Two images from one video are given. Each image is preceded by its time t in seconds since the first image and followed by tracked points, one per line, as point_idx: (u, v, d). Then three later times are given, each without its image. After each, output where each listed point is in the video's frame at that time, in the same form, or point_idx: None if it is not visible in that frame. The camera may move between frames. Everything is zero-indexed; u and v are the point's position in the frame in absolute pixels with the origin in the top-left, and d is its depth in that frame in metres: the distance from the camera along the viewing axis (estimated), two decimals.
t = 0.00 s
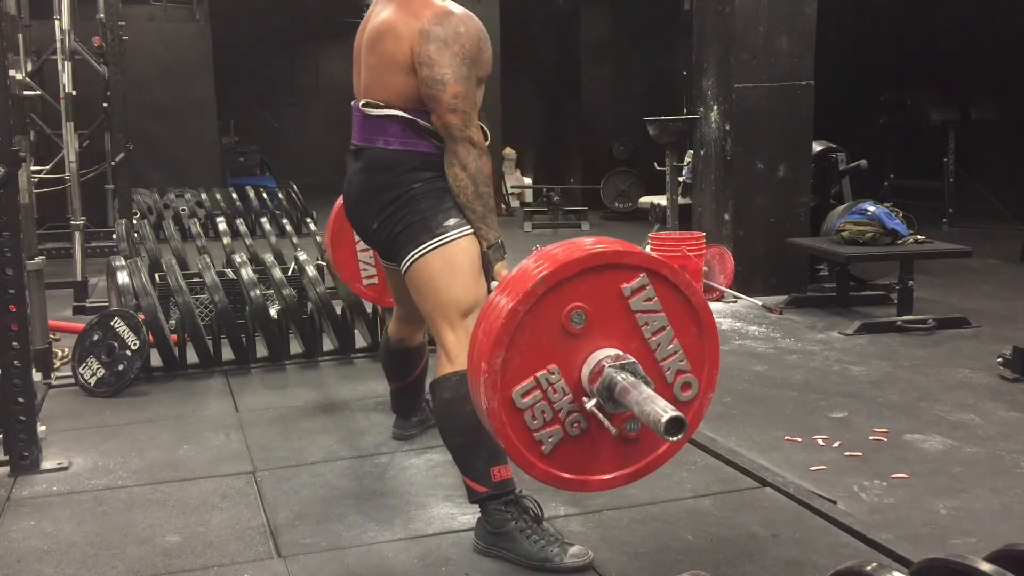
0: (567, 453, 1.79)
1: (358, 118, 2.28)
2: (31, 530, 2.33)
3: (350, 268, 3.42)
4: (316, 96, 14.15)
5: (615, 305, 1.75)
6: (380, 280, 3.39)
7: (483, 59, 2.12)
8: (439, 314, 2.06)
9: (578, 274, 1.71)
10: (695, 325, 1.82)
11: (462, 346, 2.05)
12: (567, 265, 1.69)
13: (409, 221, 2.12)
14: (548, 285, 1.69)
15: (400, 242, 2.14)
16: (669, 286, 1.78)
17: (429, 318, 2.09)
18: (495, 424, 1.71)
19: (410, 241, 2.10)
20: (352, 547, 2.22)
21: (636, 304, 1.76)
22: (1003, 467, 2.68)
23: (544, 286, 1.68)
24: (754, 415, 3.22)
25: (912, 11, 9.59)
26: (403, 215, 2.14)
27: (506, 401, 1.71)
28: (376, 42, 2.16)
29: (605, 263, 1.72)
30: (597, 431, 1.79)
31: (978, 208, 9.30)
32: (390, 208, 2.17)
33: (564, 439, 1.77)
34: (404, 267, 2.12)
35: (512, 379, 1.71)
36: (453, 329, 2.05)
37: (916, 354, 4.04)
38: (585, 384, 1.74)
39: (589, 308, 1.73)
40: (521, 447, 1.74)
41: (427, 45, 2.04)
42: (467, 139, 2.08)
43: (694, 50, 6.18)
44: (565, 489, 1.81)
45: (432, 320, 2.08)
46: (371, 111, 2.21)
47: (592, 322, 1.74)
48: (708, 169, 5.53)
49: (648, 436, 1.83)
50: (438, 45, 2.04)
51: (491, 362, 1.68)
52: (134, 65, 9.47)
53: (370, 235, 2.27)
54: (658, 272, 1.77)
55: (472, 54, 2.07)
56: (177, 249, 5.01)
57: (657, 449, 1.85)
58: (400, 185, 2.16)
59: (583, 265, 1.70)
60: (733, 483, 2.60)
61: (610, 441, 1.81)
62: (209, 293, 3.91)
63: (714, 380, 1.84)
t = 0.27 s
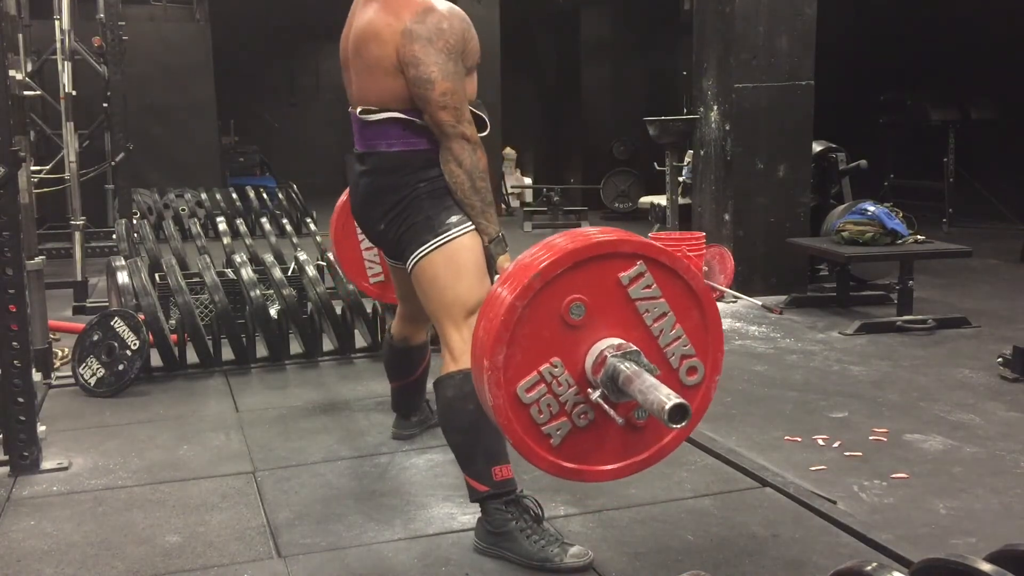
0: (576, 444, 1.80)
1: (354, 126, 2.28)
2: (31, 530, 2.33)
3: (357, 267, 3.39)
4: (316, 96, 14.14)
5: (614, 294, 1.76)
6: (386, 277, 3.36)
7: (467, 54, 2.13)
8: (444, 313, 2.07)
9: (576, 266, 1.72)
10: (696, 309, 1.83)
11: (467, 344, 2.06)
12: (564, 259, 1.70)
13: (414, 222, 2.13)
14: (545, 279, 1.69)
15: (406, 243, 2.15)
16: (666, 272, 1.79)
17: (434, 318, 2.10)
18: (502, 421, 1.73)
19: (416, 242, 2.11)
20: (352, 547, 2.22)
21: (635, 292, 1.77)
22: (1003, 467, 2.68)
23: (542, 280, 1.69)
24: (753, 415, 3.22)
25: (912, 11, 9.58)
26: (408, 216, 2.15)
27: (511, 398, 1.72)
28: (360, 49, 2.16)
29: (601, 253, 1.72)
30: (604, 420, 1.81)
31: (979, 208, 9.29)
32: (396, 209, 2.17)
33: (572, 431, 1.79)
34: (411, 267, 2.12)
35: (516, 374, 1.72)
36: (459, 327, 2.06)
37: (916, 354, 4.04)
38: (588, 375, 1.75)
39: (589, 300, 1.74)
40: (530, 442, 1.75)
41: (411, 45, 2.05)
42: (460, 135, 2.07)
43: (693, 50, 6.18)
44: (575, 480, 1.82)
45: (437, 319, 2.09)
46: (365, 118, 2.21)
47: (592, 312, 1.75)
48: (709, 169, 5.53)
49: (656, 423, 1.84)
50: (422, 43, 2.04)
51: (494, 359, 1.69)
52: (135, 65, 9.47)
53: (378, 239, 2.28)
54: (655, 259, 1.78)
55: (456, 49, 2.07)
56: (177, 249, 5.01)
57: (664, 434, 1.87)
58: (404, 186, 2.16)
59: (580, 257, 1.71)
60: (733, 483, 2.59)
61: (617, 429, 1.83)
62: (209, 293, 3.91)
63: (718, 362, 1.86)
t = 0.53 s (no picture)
0: (587, 441, 1.81)
1: (355, 131, 2.28)
2: (31, 530, 2.33)
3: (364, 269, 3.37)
4: (316, 96, 14.13)
5: (615, 291, 1.76)
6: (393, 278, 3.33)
7: (456, 52, 2.13)
8: (450, 313, 2.07)
9: (575, 266, 1.72)
10: (700, 301, 1.83)
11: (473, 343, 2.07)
12: (564, 259, 1.70)
13: (420, 222, 2.13)
14: (545, 281, 1.70)
15: (412, 245, 2.14)
16: (668, 266, 1.79)
17: (440, 318, 2.10)
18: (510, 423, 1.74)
19: (421, 243, 2.10)
20: (352, 547, 2.22)
21: (637, 288, 1.77)
22: (1003, 467, 2.68)
23: (542, 282, 1.70)
24: (753, 415, 3.22)
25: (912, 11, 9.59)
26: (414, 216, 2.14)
27: (518, 400, 1.73)
28: (349, 57, 2.16)
29: (600, 252, 1.73)
30: (613, 416, 1.82)
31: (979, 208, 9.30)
32: (401, 210, 2.17)
33: (582, 429, 1.80)
34: (416, 268, 2.12)
35: (522, 377, 1.73)
36: (465, 326, 2.07)
37: (916, 354, 4.04)
38: (594, 373, 1.75)
39: (590, 299, 1.75)
40: (539, 442, 1.76)
41: (400, 49, 2.05)
42: (456, 136, 2.07)
43: (693, 51, 6.18)
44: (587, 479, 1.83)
45: (444, 320, 2.09)
46: (365, 123, 2.21)
47: (594, 311, 1.75)
48: (709, 169, 5.53)
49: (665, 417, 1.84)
50: (411, 47, 2.04)
51: (499, 362, 1.70)
52: (135, 66, 9.48)
53: (383, 242, 2.29)
54: (655, 254, 1.78)
55: (444, 50, 2.07)
56: (177, 249, 5.01)
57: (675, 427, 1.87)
58: (408, 186, 2.16)
59: (579, 257, 1.71)
60: (733, 483, 2.60)
61: (627, 424, 1.84)
62: (209, 293, 3.91)
63: (725, 352, 1.86)
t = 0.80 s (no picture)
0: (589, 445, 1.82)
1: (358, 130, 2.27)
2: (31, 530, 2.33)
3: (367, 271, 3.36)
4: (316, 96, 14.13)
5: (616, 296, 1.76)
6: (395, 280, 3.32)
7: (460, 54, 2.14)
8: (454, 314, 2.07)
9: (575, 271, 1.72)
10: (700, 303, 1.83)
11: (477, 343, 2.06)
12: (563, 264, 1.70)
13: (424, 222, 2.12)
14: (546, 287, 1.70)
15: (416, 245, 2.14)
16: (667, 269, 1.79)
17: (444, 319, 2.10)
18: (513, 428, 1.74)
19: (425, 242, 2.10)
20: (352, 547, 2.22)
21: (637, 292, 1.77)
22: (1003, 467, 2.68)
23: (542, 289, 1.69)
24: (753, 415, 3.22)
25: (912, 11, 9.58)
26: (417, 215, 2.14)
27: (520, 405, 1.73)
28: (352, 57, 2.16)
29: (599, 257, 1.73)
30: (615, 419, 1.82)
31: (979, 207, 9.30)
32: (404, 209, 2.17)
33: (584, 433, 1.80)
34: (419, 267, 2.12)
35: (523, 382, 1.73)
36: (469, 327, 2.06)
37: (916, 354, 4.04)
38: (596, 377, 1.76)
39: (591, 303, 1.75)
40: (542, 446, 1.76)
41: (405, 49, 2.05)
42: (460, 137, 2.07)
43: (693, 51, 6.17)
44: (588, 482, 1.83)
45: (448, 321, 2.09)
46: (367, 124, 2.20)
47: (595, 315, 1.76)
48: (709, 169, 5.53)
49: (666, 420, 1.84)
50: (416, 47, 2.05)
51: (500, 369, 1.70)
52: (135, 66, 9.48)
53: (386, 242, 2.29)
54: (654, 257, 1.78)
55: (449, 50, 2.08)
56: (177, 249, 5.01)
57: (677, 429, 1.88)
58: (411, 185, 2.16)
59: (578, 263, 1.71)
60: (733, 483, 2.60)
61: (629, 427, 1.84)
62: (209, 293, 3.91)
63: (726, 354, 1.86)
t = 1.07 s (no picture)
0: (595, 439, 1.81)
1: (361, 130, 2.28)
2: (31, 530, 2.33)
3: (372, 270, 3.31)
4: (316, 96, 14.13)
5: (627, 291, 1.76)
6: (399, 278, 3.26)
7: (462, 55, 2.13)
8: (464, 312, 2.07)
9: (587, 264, 1.72)
10: (710, 302, 1.83)
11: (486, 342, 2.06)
12: (577, 257, 1.70)
13: (431, 221, 2.13)
14: (558, 279, 1.70)
15: (423, 245, 2.14)
16: (679, 266, 1.80)
17: (455, 319, 2.10)
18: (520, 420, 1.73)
19: (432, 242, 2.10)
20: (352, 547, 2.22)
21: (648, 288, 1.78)
22: (1003, 467, 2.68)
23: (554, 281, 1.70)
24: (753, 415, 3.22)
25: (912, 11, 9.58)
26: (424, 215, 2.14)
27: (529, 397, 1.73)
28: (354, 59, 2.17)
29: (612, 251, 1.73)
30: (622, 414, 1.82)
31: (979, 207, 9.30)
32: (410, 209, 2.17)
33: (591, 428, 1.79)
34: (427, 266, 2.12)
35: (532, 373, 1.73)
36: (479, 325, 2.06)
37: (916, 354, 4.04)
38: (605, 372, 1.76)
39: (602, 297, 1.75)
40: (549, 439, 1.76)
41: (407, 50, 2.05)
42: (465, 136, 2.06)
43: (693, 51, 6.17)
44: (594, 477, 1.83)
45: (458, 319, 2.09)
46: (371, 123, 2.21)
47: (606, 310, 1.76)
48: (709, 169, 5.53)
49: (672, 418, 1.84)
50: (418, 48, 2.05)
51: (510, 359, 1.70)
52: (134, 66, 9.47)
53: (394, 242, 2.29)
54: (667, 254, 1.78)
55: (450, 51, 2.07)
56: (177, 249, 5.01)
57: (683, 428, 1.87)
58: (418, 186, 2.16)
59: (591, 256, 1.71)
60: (733, 483, 2.60)
61: (636, 423, 1.83)
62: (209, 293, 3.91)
63: (733, 354, 1.87)
